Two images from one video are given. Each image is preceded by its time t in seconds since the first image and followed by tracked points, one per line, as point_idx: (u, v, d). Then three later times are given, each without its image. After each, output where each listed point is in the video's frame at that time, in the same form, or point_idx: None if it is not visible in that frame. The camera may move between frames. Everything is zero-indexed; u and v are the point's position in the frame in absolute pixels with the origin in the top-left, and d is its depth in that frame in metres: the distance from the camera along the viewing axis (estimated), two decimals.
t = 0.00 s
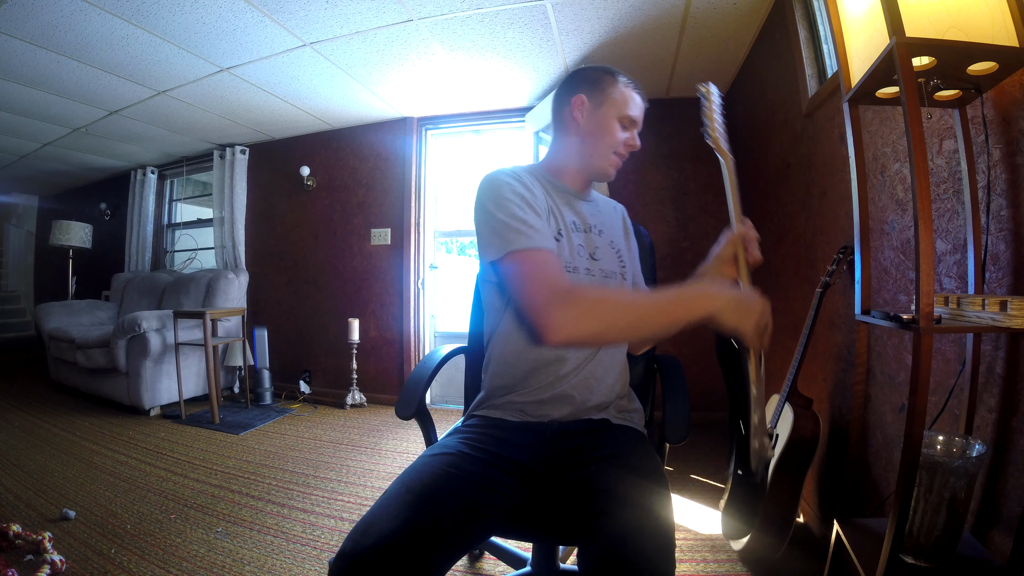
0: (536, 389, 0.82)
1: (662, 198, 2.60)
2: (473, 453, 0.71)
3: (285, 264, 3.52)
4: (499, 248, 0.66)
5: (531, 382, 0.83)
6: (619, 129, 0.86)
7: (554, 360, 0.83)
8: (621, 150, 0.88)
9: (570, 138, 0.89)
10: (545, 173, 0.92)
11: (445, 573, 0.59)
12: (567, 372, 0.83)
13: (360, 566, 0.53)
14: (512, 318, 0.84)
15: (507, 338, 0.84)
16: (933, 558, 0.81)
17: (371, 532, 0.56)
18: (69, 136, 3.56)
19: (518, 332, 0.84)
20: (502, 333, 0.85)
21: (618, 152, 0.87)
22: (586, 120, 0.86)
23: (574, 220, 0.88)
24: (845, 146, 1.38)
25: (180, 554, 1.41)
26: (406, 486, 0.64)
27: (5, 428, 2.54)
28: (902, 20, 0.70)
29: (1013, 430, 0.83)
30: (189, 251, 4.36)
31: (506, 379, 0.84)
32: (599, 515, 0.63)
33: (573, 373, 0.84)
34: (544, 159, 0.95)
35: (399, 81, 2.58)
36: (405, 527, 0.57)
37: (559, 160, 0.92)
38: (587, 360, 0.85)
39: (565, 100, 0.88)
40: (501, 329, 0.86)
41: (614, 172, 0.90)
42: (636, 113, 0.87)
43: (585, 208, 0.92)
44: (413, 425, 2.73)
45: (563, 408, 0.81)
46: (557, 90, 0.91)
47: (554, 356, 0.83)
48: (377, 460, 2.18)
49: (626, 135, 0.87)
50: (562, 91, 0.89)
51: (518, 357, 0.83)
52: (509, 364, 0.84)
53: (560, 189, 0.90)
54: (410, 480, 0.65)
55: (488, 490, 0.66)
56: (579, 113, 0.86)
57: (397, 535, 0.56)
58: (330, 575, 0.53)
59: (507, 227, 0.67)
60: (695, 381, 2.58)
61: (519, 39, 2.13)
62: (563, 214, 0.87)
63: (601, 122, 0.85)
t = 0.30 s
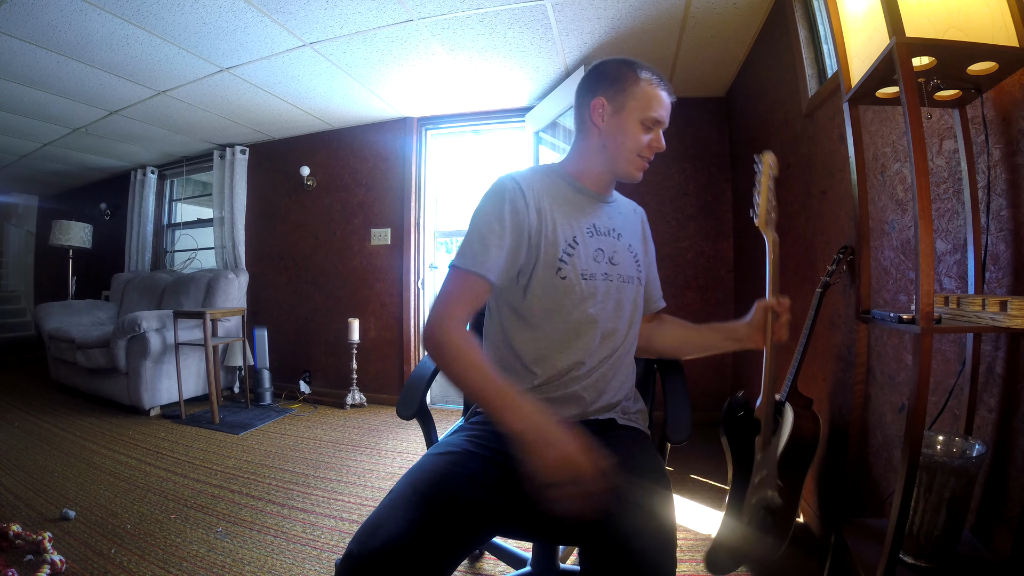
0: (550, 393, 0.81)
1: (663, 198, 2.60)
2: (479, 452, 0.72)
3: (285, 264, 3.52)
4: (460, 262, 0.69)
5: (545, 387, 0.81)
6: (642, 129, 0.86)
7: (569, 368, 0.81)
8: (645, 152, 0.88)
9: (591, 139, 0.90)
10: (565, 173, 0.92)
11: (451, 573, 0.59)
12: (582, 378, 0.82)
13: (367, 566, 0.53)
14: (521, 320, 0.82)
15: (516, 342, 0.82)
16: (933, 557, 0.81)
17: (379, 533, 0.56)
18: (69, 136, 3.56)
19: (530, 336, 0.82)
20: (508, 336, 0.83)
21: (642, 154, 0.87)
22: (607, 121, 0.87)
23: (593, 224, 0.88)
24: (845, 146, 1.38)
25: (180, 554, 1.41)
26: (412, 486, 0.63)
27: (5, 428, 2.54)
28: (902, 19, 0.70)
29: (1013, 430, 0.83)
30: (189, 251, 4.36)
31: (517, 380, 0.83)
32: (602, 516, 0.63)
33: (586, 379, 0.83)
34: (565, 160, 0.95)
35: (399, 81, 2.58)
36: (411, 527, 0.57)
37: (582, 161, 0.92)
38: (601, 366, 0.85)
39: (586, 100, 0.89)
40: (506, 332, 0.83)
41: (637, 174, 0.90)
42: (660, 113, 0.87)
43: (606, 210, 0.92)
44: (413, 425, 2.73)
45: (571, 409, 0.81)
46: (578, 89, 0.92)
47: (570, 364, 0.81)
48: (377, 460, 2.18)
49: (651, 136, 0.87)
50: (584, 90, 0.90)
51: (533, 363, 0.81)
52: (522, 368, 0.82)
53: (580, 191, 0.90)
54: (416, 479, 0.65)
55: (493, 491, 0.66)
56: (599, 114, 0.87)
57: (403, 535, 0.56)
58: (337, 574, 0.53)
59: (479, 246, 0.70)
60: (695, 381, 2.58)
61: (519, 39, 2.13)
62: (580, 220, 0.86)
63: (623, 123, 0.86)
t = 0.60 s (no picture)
0: (549, 394, 0.82)
1: (663, 198, 2.59)
2: (476, 451, 0.72)
3: (285, 264, 3.52)
4: (450, 267, 0.80)
5: (543, 389, 0.82)
6: (640, 123, 0.85)
7: (567, 372, 0.82)
8: (646, 146, 0.87)
9: (591, 135, 0.91)
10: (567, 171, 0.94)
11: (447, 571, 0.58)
12: (581, 382, 0.82)
13: (363, 560, 0.53)
14: (518, 320, 0.85)
15: (514, 341, 0.84)
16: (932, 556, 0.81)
17: (374, 530, 0.56)
18: (69, 136, 3.56)
19: (528, 336, 0.84)
20: (507, 336, 0.86)
21: (643, 148, 0.86)
22: (604, 117, 0.88)
23: (593, 225, 0.88)
24: (845, 146, 1.38)
25: (180, 553, 1.41)
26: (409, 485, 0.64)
27: (5, 428, 2.54)
28: (902, 19, 0.70)
29: (1013, 430, 0.83)
30: (189, 251, 4.36)
31: (515, 380, 0.84)
32: (599, 514, 0.63)
33: (586, 384, 0.83)
34: (569, 157, 0.96)
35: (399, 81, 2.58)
36: (407, 523, 0.58)
37: (585, 160, 0.92)
38: (601, 370, 0.84)
39: (586, 96, 0.90)
40: (505, 331, 0.86)
41: (638, 169, 0.89)
42: (662, 105, 0.85)
43: (611, 209, 0.91)
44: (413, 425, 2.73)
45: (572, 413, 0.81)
46: (580, 83, 0.93)
47: (568, 367, 0.82)
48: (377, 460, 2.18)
49: (651, 129, 0.86)
50: (584, 86, 0.91)
51: (530, 362, 0.83)
52: (520, 367, 0.83)
53: (580, 190, 0.90)
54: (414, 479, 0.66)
55: (490, 489, 0.67)
56: (596, 111, 0.89)
57: (399, 529, 0.56)
58: (332, 571, 0.53)
59: (464, 252, 0.80)
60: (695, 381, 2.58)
61: (519, 39, 2.13)
62: (579, 222, 0.87)
63: (620, 118, 0.86)
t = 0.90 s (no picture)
0: (548, 393, 0.82)
1: (663, 198, 2.59)
2: (476, 450, 0.72)
3: (285, 264, 3.52)
4: (455, 265, 0.80)
5: (542, 389, 0.82)
6: (638, 119, 0.85)
7: (565, 372, 0.82)
8: (645, 141, 0.86)
9: (591, 135, 0.92)
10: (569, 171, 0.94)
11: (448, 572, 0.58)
12: (580, 383, 0.82)
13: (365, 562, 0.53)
14: (518, 319, 0.86)
15: (514, 340, 0.85)
16: (932, 556, 0.81)
17: (377, 531, 0.56)
18: (69, 136, 3.56)
19: (528, 334, 0.84)
20: (508, 335, 0.86)
21: (644, 144, 0.86)
22: (603, 115, 0.88)
23: (594, 226, 0.88)
24: (845, 146, 1.38)
25: (180, 553, 1.41)
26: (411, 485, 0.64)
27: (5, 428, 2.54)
28: (902, 19, 0.70)
29: (1013, 430, 0.83)
30: (189, 251, 4.35)
31: (515, 378, 0.85)
32: (599, 514, 0.63)
33: (585, 385, 0.83)
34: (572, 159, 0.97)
35: (399, 81, 2.58)
36: (409, 525, 0.57)
37: (587, 160, 0.93)
38: (600, 372, 0.84)
39: (585, 98, 0.91)
40: (506, 329, 0.87)
41: (639, 165, 0.88)
42: (660, 100, 0.85)
43: (612, 209, 0.91)
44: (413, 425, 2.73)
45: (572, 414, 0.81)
46: (580, 85, 0.95)
47: (566, 367, 0.82)
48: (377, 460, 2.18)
49: (651, 124, 0.86)
50: (583, 89, 0.93)
51: (528, 361, 0.83)
52: (519, 366, 0.84)
53: (581, 189, 0.90)
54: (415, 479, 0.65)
55: (490, 488, 0.67)
56: (596, 110, 0.90)
57: (401, 530, 0.56)
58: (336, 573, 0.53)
59: (468, 251, 0.80)
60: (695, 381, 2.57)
61: (519, 39, 2.13)
62: (580, 222, 0.87)
63: (618, 115, 0.86)
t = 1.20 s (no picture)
0: (547, 393, 0.82)
1: (663, 198, 2.60)
2: (476, 450, 0.72)
3: (285, 264, 3.52)
4: (459, 264, 0.78)
5: (542, 390, 0.82)
6: (663, 124, 0.87)
7: (566, 373, 0.82)
8: (668, 147, 0.89)
9: (609, 135, 0.91)
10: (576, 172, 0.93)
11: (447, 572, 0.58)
12: (580, 384, 0.82)
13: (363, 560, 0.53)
14: (519, 319, 0.86)
15: (515, 340, 0.85)
16: (932, 556, 0.81)
17: (376, 530, 0.56)
18: (69, 136, 3.56)
19: (529, 335, 0.84)
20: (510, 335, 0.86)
21: (666, 149, 0.88)
22: (630, 116, 0.88)
23: (600, 227, 0.87)
24: (845, 146, 1.38)
25: (180, 553, 1.41)
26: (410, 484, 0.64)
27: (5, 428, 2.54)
28: (902, 19, 0.70)
29: (1012, 430, 0.83)
30: (189, 251, 4.35)
31: (514, 377, 0.85)
32: (600, 515, 0.63)
33: (585, 386, 0.83)
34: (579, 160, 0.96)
35: (399, 81, 2.58)
36: (408, 523, 0.57)
37: (601, 161, 0.92)
38: (600, 374, 0.84)
39: (607, 96, 0.90)
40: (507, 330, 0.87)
41: (656, 169, 0.90)
42: (680, 107, 0.88)
43: (620, 211, 0.91)
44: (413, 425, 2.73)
45: (573, 415, 0.81)
46: (599, 84, 0.94)
47: (567, 368, 0.82)
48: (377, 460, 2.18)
49: (674, 130, 0.89)
50: (602, 88, 0.92)
51: (528, 361, 0.83)
52: (519, 366, 0.84)
53: (589, 190, 0.90)
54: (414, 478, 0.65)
55: (491, 488, 0.67)
56: (623, 111, 0.88)
57: (400, 529, 0.56)
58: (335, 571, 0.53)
59: (473, 250, 0.79)
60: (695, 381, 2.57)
61: (519, 39, 2.13)
62: (584, 222, 0.87)
63: (645, 118, 0.87)
